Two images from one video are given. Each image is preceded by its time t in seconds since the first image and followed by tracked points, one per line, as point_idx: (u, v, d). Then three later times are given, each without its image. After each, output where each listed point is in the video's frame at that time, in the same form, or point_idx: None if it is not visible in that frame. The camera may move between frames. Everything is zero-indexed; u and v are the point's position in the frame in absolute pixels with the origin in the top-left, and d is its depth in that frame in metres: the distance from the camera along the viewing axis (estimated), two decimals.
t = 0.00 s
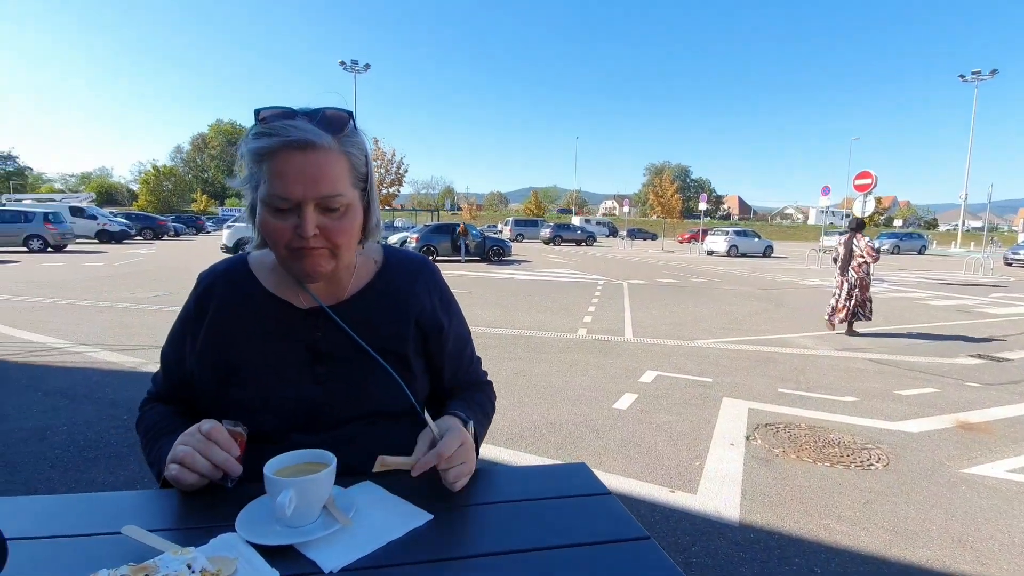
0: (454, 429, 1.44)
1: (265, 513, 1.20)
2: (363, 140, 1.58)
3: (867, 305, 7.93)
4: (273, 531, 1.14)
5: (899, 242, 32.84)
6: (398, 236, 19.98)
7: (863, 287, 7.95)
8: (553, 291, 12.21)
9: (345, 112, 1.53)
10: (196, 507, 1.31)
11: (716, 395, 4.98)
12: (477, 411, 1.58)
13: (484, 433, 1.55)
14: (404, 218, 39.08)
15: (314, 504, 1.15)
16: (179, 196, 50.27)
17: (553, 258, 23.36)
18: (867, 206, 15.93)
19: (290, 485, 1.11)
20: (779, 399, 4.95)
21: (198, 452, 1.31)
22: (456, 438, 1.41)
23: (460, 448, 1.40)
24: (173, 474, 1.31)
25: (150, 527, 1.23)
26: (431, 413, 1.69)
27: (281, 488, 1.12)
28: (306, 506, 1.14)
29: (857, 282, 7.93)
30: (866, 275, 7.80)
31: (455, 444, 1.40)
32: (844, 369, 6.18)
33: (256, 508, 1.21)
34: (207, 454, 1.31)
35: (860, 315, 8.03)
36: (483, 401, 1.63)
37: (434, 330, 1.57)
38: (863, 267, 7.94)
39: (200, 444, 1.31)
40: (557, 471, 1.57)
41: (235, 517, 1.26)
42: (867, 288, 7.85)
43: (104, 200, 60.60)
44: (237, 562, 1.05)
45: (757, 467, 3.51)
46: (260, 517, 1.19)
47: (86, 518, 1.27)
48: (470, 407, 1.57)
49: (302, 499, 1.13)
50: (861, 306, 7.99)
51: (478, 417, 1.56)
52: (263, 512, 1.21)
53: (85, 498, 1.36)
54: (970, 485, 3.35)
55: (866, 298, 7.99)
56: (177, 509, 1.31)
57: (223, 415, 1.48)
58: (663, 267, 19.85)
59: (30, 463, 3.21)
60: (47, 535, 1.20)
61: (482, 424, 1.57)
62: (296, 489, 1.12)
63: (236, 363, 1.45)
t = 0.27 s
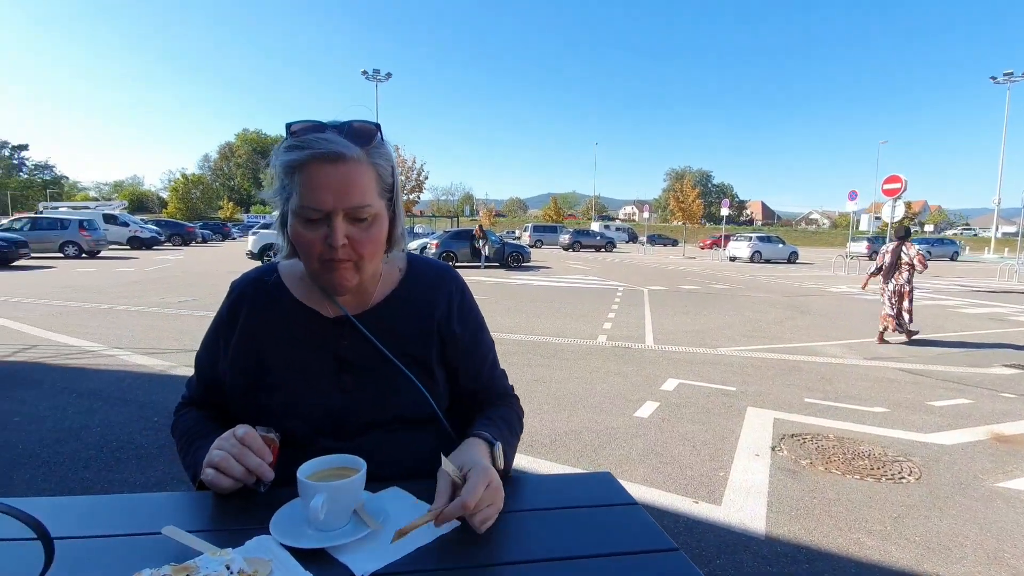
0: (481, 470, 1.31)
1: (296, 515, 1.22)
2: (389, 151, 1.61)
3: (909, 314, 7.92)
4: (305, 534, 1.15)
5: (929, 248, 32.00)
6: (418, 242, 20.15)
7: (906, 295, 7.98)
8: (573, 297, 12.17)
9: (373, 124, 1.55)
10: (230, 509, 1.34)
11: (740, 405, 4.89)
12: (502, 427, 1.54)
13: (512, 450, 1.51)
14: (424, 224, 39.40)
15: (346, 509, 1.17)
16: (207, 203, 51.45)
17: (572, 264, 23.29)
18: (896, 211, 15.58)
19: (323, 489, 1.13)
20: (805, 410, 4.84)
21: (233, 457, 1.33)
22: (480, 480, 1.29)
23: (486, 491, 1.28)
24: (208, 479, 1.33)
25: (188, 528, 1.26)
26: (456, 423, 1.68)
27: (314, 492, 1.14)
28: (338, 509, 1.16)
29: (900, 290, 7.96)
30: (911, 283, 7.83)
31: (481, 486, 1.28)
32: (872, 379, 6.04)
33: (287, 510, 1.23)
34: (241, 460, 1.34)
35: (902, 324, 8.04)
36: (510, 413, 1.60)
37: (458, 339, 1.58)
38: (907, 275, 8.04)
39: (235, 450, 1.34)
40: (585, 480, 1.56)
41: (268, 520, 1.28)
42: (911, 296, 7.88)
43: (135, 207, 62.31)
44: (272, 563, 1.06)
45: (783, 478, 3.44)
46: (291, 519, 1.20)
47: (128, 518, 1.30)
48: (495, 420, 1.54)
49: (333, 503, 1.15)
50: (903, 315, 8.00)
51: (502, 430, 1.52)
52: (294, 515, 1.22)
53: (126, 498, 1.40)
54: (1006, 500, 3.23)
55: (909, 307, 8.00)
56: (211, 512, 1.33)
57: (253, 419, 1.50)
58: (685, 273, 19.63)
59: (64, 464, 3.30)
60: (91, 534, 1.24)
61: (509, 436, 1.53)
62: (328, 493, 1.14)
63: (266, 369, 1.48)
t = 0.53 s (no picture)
0: (487, 534, 1.12)
1: (328, 524, 1.23)
2: (412, 161, 1.62)
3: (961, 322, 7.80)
4: (337, 543, 1.16)
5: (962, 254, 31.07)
6: (439, 251, 20.26)
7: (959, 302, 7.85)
8: (593, 306, 12.09)
9: (397, 135, 1.56)
10: (264, 517, 1.35)
11: (767, 416, 4.79)
12: (524, 454, 1.44)
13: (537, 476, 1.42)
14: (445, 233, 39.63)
15: (377, 519, 1.17)
16: (234, 213, 52.62)
17: (592, 272, 23.16)
18: (927, 216, 15.16)
19: (355, 500, 1.14)
20: (835, 422, 4.71)
21: (266, 466, 1.33)
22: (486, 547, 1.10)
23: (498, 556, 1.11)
24: (243, 487, 1.34)
25: (225, 535, 1.27)
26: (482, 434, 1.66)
27: (346, 501, 1.15)
28: (371, 519, 1.17)
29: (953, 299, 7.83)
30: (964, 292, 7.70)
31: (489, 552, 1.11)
32: (905, 390, 5.86)
33: (319, 520, 1.23)
34: (274, 469, 1.34)
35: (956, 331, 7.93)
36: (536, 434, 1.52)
37: (483, 350, 1.56)
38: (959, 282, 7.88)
39: (267, 460, 1.34)
40: (613, 494, 1.54)
41: (302, 528, 1.29)
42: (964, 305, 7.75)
43: (166, 217, 64.03)
44: (307, 571, 1.07)
45: (813, 492, 3.34)
46: (324, 529, 1.21)
47: (168, 525, 1.33)
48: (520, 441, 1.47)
49: (365, 514, 1.16)
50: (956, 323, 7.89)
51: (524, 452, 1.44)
52: (327, 525, 1.23)
53: (164, 504, 1.42)
54: None
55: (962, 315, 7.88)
56: (247, 519, 1.34)
57: (283, 429, 1.51)
58: (708, 281, 19.38)
59: (97, 467, 3.38)
60: (133, 539, 1.26)
61: (534, 459, 1.45)
62: (360, 503, 1.15)
63: (294, 380, 1.49)
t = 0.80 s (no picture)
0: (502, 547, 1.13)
1: (359, 531, 1.24)
2: (436, 175, 1.62)
3: (1021, 330, 7.81)
4: (367, 552, 1.16)
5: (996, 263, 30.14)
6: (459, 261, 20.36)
7: (1016, 312, 7.75)
8: (614, 315, 11.99)
9: (421, 149, 1.57)
10: (296, 523, 1.36)
11: (794, 429, 4.68)
12: (541, 471, 1.42)
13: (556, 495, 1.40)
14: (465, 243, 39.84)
15: (406, 528, 1.17)
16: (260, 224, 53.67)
17: (612, 282, 23.03)
18: (960, 224, 14.75)
19: (385, 508, 1.14)
20: (866, 436, 4.57)
21: (298, 475, 1.34)
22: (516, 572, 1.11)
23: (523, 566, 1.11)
24: (275, 495, 1.34)
25: (258, 540, 1.29)
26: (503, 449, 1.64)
27: (376, 510, 1.15)
28: (400, 529, 1.17)
29: (1010, 309, 7.72)
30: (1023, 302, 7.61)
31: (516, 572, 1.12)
32: (938, 404, 5.67)
33: (349, 527, 1.24)
34: (304, 477, 1.34)
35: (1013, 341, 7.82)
36: (554, 453, 1.50)
37: (505, 364, 1.55)
38: (1014, 292, 7.80)
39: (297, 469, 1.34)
40: (639, 508, 1.51)
41: (333, 536, 1.29)
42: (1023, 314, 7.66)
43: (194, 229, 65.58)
44: None
45: (844, 509, 3.24)
46: (353, 537, 1.21)
47: (204, 529, 1.35)
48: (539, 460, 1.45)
49: (395, 522, 1.16)
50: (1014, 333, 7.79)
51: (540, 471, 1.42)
52: (356, 533, 1.23)
53: (198, 512, 1.44)
54: None
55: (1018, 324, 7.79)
56: (278, 527, 1.35)
57: (308, 440, 1.52)
58: (731, 291, 19.10)
59: (127, 473, 3.44)
60: (172, 545, 1.28)
61: (551, 476, 1.44)
62: (390, 512, 1.15)
63: (318, 392, 1.50)
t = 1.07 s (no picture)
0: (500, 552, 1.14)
1: (377, 539, 1.23)
2: (453, 184, 1.64)
3: None
4: (386, 559, 1.16)
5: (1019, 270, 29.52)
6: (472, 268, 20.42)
7: None
8: (627, 323, 11.93)
9: (439, 159, 1.59)
10: (316, 529, 1.37)
11: (812, 440, 4.60)
12: (556, 479, 1.41)
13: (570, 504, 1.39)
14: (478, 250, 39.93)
15: (425, 536, 1.17)
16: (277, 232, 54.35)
17: (626, 289, 22.92)
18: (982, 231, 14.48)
19: (406, 516, 1.14)
20: (887, 447, 4.48)
21: (317, 481, 1.35)
22: None
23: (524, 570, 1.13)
24: (295, 501, 1.35)
25: (278, 545, 1.30)
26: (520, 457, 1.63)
27: (397, 518, 1.15)
28: (420, 537, 1.16)
29: None
30: None
31: None
32: (962, 414, 5.54)
33: (369, 534, 1.24)
34: (323, 483, 1.35)
35: None
36: (569, 462, 1.49)
37: (520, 372, 1.54)
38: None
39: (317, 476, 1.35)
40: (657, 518, 1.49)
41: (351, 543, 1.30)
42: None
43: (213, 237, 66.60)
44: None
45: (865, 523, 3.18)
46: (372, 544, 1.21)
47: (226, 534, 1.37)
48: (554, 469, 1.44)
49: (414, 530, 1.16)
50: None
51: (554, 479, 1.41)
52: (375, 540, 1.23)
53: (220, 517, 1.45)
54: None
55: None
56: (299, 532, 1.36)
57: (326, 446, 1.53)
58: (746, 299, 18.91)
59: (146, 477, 3.49)
60: (195, 550, 1.30)
61: (566, 484, 1.42)
62: (410, 520, 1.15)
63: (336, 398, 1.51)
